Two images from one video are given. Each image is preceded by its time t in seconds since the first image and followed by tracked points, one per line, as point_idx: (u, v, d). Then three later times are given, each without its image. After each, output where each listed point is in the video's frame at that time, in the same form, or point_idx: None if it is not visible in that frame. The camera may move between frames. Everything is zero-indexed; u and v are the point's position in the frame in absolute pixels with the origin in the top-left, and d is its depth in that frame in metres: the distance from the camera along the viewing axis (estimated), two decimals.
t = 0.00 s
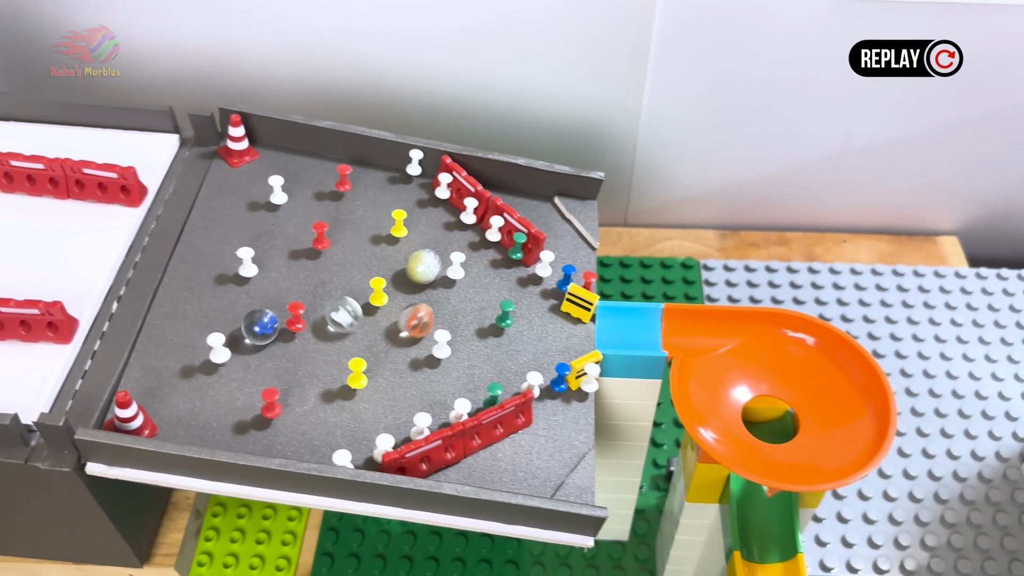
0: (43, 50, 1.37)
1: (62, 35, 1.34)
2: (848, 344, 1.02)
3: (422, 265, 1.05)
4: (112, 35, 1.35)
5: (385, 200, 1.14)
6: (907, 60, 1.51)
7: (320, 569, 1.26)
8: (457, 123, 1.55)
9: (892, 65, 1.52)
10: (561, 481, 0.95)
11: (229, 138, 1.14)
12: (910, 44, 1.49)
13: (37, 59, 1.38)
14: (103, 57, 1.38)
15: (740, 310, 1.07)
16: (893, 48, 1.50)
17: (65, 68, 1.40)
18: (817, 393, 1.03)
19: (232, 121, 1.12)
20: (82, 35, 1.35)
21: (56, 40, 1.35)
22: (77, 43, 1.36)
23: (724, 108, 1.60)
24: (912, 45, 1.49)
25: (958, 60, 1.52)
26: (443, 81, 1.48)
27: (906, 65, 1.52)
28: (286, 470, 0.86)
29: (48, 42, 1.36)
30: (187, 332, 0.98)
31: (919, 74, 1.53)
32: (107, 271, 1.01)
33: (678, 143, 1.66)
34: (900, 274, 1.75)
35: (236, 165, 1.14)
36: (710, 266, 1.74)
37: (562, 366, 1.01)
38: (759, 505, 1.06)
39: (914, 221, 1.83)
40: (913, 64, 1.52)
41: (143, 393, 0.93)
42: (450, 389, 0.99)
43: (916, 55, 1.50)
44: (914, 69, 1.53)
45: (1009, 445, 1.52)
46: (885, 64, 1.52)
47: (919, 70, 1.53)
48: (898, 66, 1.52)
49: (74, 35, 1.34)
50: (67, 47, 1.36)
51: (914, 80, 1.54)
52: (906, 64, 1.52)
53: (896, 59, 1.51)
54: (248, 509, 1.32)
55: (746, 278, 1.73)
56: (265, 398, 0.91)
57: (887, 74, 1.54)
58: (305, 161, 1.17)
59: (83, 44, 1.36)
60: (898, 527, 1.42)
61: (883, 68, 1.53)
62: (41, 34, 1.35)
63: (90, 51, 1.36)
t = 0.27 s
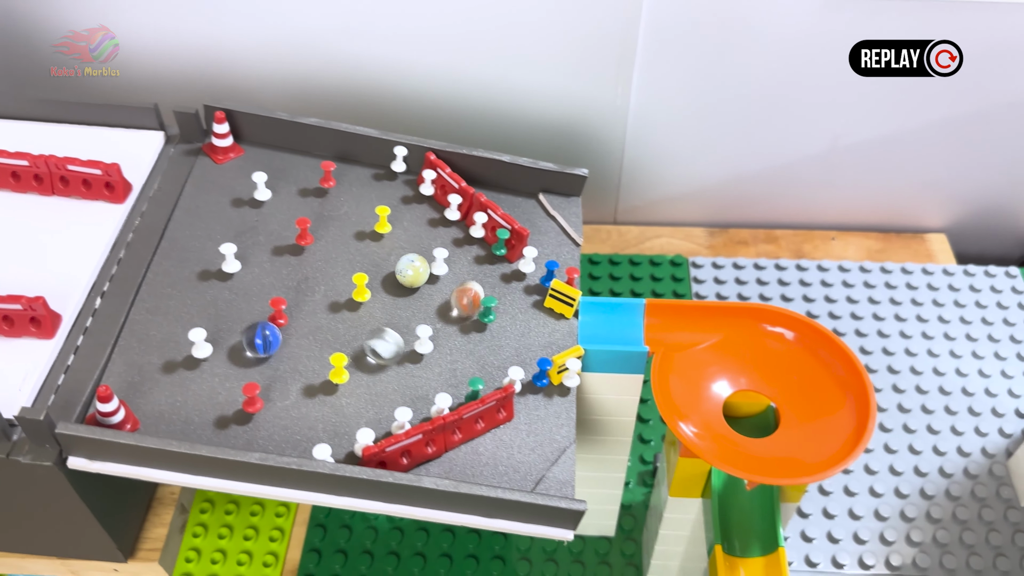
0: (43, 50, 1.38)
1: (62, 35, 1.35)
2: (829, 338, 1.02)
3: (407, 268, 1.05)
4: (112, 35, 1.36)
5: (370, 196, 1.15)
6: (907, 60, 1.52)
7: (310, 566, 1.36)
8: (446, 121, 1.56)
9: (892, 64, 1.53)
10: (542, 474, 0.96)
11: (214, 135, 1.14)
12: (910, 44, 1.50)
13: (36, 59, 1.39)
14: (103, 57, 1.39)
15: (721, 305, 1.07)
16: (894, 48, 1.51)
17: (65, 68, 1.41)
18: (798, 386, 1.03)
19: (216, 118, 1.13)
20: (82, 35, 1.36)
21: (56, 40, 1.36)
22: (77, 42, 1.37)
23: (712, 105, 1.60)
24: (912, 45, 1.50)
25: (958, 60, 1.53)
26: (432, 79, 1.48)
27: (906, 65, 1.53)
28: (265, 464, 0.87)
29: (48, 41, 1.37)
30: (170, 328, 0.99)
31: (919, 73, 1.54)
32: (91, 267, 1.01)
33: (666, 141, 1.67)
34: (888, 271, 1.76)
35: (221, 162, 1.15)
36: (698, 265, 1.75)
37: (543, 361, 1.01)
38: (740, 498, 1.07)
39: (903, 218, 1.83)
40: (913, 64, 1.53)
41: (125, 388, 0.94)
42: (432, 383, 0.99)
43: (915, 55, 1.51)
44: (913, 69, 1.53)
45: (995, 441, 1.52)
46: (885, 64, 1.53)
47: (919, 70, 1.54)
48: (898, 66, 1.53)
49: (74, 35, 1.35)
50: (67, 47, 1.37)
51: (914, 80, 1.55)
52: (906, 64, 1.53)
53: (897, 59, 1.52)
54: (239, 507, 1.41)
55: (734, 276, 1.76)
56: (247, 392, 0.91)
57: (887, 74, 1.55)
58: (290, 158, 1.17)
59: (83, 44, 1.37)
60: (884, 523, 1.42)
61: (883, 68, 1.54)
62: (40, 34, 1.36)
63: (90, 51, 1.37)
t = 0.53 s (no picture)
0: (44, 51, 1.39)
1: (62, 35, 1.36)
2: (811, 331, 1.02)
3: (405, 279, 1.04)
4: (112, 35, 1.37)
5: (356, 191, 1.15)
6: (907, 60, 1.53)
7: (298, 562, 1.37)
8: (436, 118, 1.56)
9: (892, 65, 1.54)
10: (525, 467, 0.96)
11: (199, 131, 1.15)
12: (910, 45, 1.50)
13: (36, 59, 1.40)
14: (103, 57, 1.40)
15: (704, 300, 1.07)
16: (894, 48, 1.51)
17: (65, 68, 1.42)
18: (781, 380, 1.03)
19: (202, 114, 1.13)
20: (83, 35, 1.37)
21: (56, 40, 1.37)
22: (78, 43, 1.38)
23: (701, 102, 1.60)
24: (912, 46, 1.50)
25: (958, 60, 1.53)
26: (421, 76, 1.49)
27: (906, 65, 1.53)
28: (246, 457, 0.87)
29: (49, 42, 1.38)
30: (154, 322, 0.99)
31: (919, 73, 1.55)
32: (75, 262, 1.02)
33: (656, 138, 1.67)
34: (877, 268, 1.77)
35: (206, 157, 1.15)
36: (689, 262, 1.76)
37: (526, 355, 1.01)
38: (724, 492, 1.08)
39: (894, 215, 1.83)
40: (913, 64, 1.53)
41: (108, 382, 0.94)
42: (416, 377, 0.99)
43: (916, 56, 1.52)
44: (914, 69, 1.54)
45: (983, 436, 1.52)
46: (885, 64, 1.54)
47: (919, 70, 1.54)
48: (898, 66, 1.54)
49: (75, 36, 1.37)
50: (67, 47, 1.38)
51: (914, 79, 1.56)
52: (906, 64, 1.53)
53: (897, 59, 1.53)
54: (228, 503, 1.42)
55: (724, 273, 1.77)
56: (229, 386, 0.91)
57: (887, 74, 1.55)
58: (276, 154, 1.17)
59: (83, 45, 1.38)
60: (871, 518, 1.43)
61: (883, 68, 1.55)
62: (39, 35, 1.37)
63: (90, 51, 1.38)
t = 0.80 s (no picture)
0: (43, 50, 1.41)
1: (63, 35, 1.38)
2: (792, 322, 1.02)
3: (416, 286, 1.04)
4: (112, 35, 1.38)
5: (340, 184, 1.15)
6: (907, 60, 1.54)
7: (286, 556, 1.37)
8: (425, 113, 1.57)
9: (892, 64, 1.55)
10: (506, 458, 0.96)
11: (184, 124, 1.15)
12: (911, 45, 1.52)
13: (38, 60, 1.42)
14: (103, 57, 1.42)
15: (686, 292, 1.07)
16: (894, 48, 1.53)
17: (65, 67, 1.44)
18: (763, 371, 1.04)
19: (187, 107, 1.13)
20: (82, 35, 1.39)
21: (57, 40, 1.39)
22: (79, 43, 1.40)
23: (689, 97, 1.61)
24: (912, 46, 1.52)
25: (959, 59, 1.55)
26: (410, 71, 1.49)
27: (906, 65, 1.55)
28: (227, 447, 0.87)
29: (49, 42, 1.39)
30: (137, 314, 0.99)
31: (919, 73, 1.56)
32: (59, 255, 1.02)
33: (645, 133, 1.67)
34: (866, 263, 1.78)
35: (191, 151, 1.16)
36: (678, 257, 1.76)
37: (509, 347, 1.02)
38: (706, 483, 1.08)
39: (882, 210, 1.84)
40: (913, 64, 1.55)
41: (90, 373, 0.94)
42: (398, 368, 1.00)
43: (916, 55, 1.53)
44: (914, 69, 1.56)
45: (970, 430, 1.53)
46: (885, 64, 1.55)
47: (919, 70, 1.56)
48: (898, 66, 1.55)
49: (74, 35, 1.38)
50: (67, 47, 1.40)
51: (914, 79, 1.58)
52: (907, 64, 1.55)
53: (897, 59, 1.55)
54: (216, 497, 1.42)
55: (713, 268, 1.78)
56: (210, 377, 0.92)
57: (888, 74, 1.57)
58: (261, 148, 1.18)
59: (84, 45, 1.40)
60: (858, 512, 1.43)
61: (883, 67, 1.56)
62: (39, 35, 1.39)
63: (90, 51, 1.40)
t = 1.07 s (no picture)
0: (44, 50, 1.43)
1: (63, 35, 1.40)
2: (771, 313, 1.03)
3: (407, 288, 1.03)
4: (111, 35, 1.40)
5: (324, 176, 1.16)
6: (907, 60, 1.56)
7: (273, 548, 1.37)
8: (413, 108, 1.57)
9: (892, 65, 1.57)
10: (486, 447, 0.97)
11: (168, 117, 1.16)
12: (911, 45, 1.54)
13: (39, 60, 1.44)
14: (103, 57, 1.44)
15: (666, 283, 1.07)
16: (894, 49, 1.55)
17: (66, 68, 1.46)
18: (743, 362, 1.04)
19: (170, 100, 1.14)
20: (83, 35, 1.41)
21: (57, 40, 1.41)
22: (78, 43, 1.42)
23: (677, 92, 1.61)
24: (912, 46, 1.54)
25: (958, 59, 1.56)
26: (397, 65, 1.50)
27: (906, 65, 1.57)
28: (206, 436, 0.88)
29: (49, 42, 1.41)
30: (118, 305, 1.00)
31: (919, 73, 1.58)
32: (42, 247, 1.02)
33: (633, 128, 1.68)
34: (853, 258, 1.78)
35: (176, 144, 1.16)
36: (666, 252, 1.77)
37: (490, 338, 1.02)
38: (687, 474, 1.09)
39: (870, 205, 1.84)
40: (913, 64, 1.57)
41: (71, 363, 0.95)
42: (379, 359, 1.00)
43: (916, 55, 1.55)
44: (914, 69, 1.58)
45: (956, 423, 1.53)
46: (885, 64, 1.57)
47: (919, 70, 1.57)
48: (898, 66, 1.57)
49: (75, 35, 1.40)
50: (67, 47, 1.42)
51: (915, 79, 1.59)
52: (907, 64, 1.57)
53: (897, 59, 1.56)
54: (203, 491, 1.43)
55: (701, 263, 1.78)
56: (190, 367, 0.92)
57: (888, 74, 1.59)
58: (245, 140, 1.18)
59: (84, 45, 1.41)
60: (844, 504, 1.43)
61: (883, 67, 1.58)
62: (40, 35, 1.41)
63: (90, 51, 1.42)
